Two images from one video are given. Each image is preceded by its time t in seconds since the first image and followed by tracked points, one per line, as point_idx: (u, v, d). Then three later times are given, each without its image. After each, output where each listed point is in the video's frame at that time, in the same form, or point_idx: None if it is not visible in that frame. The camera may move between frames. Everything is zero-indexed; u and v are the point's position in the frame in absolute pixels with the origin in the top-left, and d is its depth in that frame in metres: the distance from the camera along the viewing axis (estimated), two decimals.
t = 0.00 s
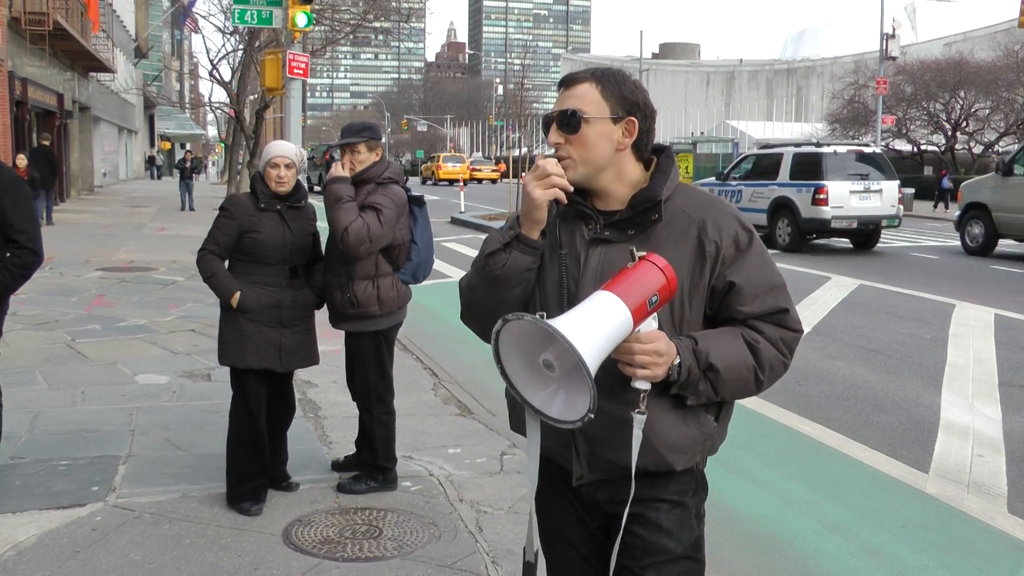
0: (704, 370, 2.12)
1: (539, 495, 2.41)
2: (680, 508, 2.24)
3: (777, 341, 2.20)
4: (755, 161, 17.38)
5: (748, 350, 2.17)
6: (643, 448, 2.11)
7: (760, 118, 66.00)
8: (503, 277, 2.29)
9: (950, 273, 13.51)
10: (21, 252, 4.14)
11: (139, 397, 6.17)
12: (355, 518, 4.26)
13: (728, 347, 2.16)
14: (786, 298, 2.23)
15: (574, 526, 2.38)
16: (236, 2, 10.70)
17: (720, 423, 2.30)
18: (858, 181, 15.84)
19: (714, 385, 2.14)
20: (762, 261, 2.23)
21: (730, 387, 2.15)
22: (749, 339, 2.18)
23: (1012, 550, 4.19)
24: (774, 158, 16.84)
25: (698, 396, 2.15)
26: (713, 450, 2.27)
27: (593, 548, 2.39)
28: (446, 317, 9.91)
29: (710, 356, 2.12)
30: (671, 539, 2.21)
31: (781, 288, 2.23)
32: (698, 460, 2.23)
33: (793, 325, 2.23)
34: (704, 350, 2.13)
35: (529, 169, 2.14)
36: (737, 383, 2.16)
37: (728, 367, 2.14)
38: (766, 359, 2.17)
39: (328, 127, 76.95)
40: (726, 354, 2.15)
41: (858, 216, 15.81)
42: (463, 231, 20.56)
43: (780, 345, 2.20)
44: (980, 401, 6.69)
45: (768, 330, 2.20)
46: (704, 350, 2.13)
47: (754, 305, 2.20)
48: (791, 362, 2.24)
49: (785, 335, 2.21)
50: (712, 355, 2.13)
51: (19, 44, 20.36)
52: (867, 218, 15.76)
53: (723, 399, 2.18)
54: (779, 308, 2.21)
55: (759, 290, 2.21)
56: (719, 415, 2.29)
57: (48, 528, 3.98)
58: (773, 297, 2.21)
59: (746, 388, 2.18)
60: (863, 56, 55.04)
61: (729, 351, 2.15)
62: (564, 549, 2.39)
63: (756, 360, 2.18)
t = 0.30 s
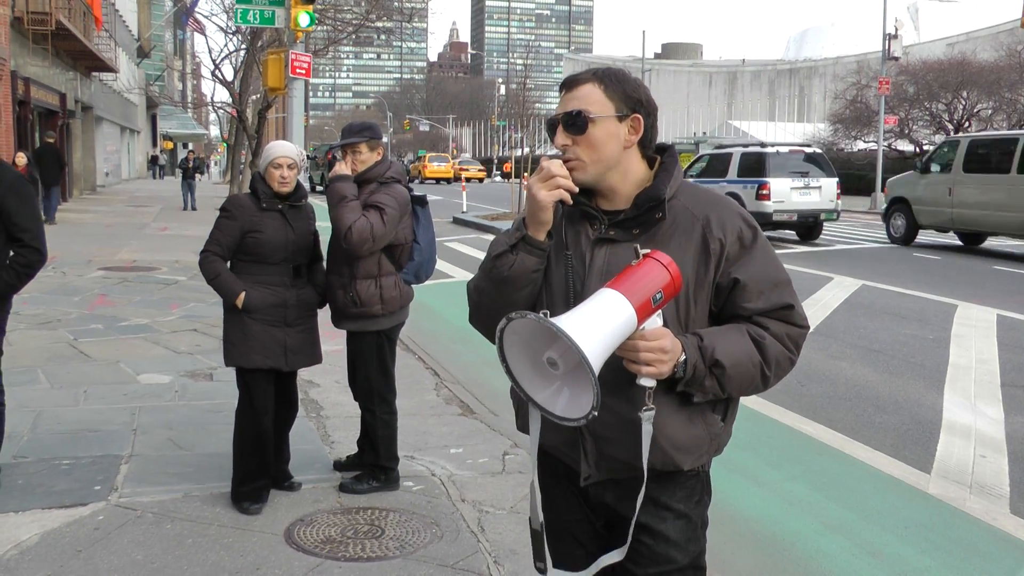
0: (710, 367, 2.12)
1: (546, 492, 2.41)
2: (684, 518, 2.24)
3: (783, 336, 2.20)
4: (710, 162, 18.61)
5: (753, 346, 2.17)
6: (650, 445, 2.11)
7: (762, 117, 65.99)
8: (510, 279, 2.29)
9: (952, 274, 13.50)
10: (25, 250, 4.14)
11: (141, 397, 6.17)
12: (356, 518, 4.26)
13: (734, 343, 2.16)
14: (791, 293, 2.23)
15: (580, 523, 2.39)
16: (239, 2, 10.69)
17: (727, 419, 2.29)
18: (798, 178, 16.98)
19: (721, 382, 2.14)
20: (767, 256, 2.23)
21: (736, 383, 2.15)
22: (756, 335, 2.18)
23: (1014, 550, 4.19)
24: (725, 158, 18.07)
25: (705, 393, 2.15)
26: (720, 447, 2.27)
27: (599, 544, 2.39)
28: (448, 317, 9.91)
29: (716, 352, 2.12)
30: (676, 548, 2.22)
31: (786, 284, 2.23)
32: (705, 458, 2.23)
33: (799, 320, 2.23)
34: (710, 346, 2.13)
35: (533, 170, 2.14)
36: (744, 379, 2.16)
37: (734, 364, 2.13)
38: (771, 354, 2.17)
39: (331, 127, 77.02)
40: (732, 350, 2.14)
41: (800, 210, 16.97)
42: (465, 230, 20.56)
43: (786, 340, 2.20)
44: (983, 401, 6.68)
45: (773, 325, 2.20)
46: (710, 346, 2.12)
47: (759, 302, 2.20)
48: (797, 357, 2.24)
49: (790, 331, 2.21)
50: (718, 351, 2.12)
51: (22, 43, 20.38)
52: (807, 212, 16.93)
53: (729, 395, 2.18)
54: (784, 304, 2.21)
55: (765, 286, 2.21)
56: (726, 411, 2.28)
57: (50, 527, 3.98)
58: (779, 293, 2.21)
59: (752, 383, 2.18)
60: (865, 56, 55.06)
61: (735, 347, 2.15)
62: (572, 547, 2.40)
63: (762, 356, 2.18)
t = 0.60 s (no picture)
0: (708, 369, 2.12)
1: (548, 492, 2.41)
2: (681, 520, 2.25)
3: (784, 341, 2.19)
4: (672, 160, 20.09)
5: (753, 348, 2.17)
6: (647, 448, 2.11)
7: (764, 117, 65.93)
8: (516, 279, 2.29)
9: (955, 273, 13.48)
10: (31, 248, 4.16)
11: (142, 396, 6.17)
12: (358, 517, 4.26)
13: (734, 345, 2.15)
14: (794, 297, 2.22)
15: (578, 524, 2.39)
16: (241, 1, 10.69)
17: (727, 424, 2.29)
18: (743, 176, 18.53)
19: (719, 385, 2.13)
20: (770, 259, 2.22)
21: (735, 385, 2.14)
22: (756, 338, 2.18)
23: (1016, 550, 4.19)
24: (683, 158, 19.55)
25: (703, 396, 2.14)
26: (720, 451, 2.26)
27: (601, 544, 2.39)
28: (450, 316, 9.91)
29: (714, 354, 2.12)
30: (674, 553, 2.23)
31: (788, 287, 2.22)
32: (703, 460, 2.22)
33: (801, 325, 2.22)
34: (708, 348, 2.12)
35: (541, 172, 2.13)
36: (742, 382, 2.16)
37: (733, 366, 2.13)
38: (771, 357, 2.17)
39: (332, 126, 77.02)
40: (732, 352, 2.14)
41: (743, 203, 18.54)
42: (467, 230, 20.55)
43: (787, 343, 2.20)
44: (984, 401, 6.68)
45: (775, 328, 2.20)
46: (708, 348, 2.12)
47: (760, 305, 2.20)
48: (800, 362, 2.23)
49: (792, 334, 2.21)
50: (716, 353, 2.12)
51: (24, 42, 20.37)
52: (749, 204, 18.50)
53: (728, 397, 2.18)
54: (786, 307, 2.20)
55: (767, 288, 2.20)
56: (726, 415, 2.28)
57: (53, 526, 3.99)
58: (781, 297, 2.20)
59: (751, 386, 2.17)
60: (867, 56, 55.05)
61: (734, 349, 2.15)
62: (572, 546, 2.39)
63: (762, 359, 2.17)
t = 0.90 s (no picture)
0: (705, 372, 2.12)
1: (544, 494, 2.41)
2: (676, 522, 2.25)
3: (781, 345, 2.20)
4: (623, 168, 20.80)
5: (750, 351, 2.17)
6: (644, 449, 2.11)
7: (762, 118, 66.00)
8: (513, 277, 2.29)
9: (953, 274, 13.49)
10: (27, 249, 4.15)
11: (140, 397, 6.17)
12: (356, 518, 4.26)
13: (731, 348, 2.16)
14: (791, 301, 2.23)
15: (573, 526, 2.39)
16: (238, 3, 10.70)
17: (723, 427, 2.29)
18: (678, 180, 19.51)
19: (716, 387, 2.14)
20: (767, 262, 2.23)
21: (732, 387, 2.15)
22: (753, 341, 2.18)
23: (1012, 549, 4.19)
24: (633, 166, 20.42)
25: (700, 398, 2.15)
26: (715, 453, 2.27)
27: (595, 548, 2.39)
28: (447, 317, 9.91)
29: (712, 357, 2.12)
30: (670, 555, 2.23)
31: (786, 292, 2.23)
32: (699, 462, 2.23)
33: (798, 328, 2.23)
34: (706, 351, 2.13)
35: (541, 173, 2.14)
36: (739, 384, 2.16)
37: (730, 369, 2.14)
38: (769, 361, 2.17)
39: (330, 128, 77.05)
40: (729, 355, 2.14)
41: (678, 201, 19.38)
42: (465, 231, 20.57)
43: (784, 347, 2.20)
44: (982, 401, 6.69)
45: (772, 332, 2.20)
46: (706, 351, 2.12)
47: (758, 308, 2.20)
48: (796, 366, 2.24)
49: (789, 338, 2.21)
50: (713, 356, 2.13)
51: (21, 44, 20.36)
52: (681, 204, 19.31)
53: (725, 400, 2.18)
54: (783, 311, 2.21)
55: (764, 292, 2.21)
56: (722, 417, 2.28)
57: (50, 528, 3.98)
58: (778, 301, 2.21)
59: (748, 389, 2.18)
60: (865, 56, 55.09)
61: (732, 352, 2.15)
62: (567, 549, 2.40)
63: (760, 362, 2.18)
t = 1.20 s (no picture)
0: (716, 369, 2.12)
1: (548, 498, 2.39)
2: (683, 522, 2.25)
3: (785, 343, 2.20)
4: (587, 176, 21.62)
5: (757, 350, 2.17)
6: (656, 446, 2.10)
7: (765, 118, 65.91)
8: (516, 277, 2.28)
9: (957, 275, 13.45)
10: (29, 250, 4.16)
11: (144, 398, 6.18)
12: (360, 518, 4.26)
13: (739, 346, 2.16)
14: (794, 300, 2.24)
15: (576, 528, 2.38)
16: (242, 3, 10.71)
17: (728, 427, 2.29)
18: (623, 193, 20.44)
19: (726, 385, 2.14)
20: (771, 263, 2.24)
21: (741, 386, 2.15)
22: (759, 340, 2.18)
23: (1016, 551, 4.18)
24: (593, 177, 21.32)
25: (710, 396, 2.14)
26: (720, 453, 2.27)
27: (598, 551, 2.39)
28: (450, 318, 9.90)
29: (722, 355, 2.12)
30: (676, 554, 2.23)
31: (789, 292, 2.24)
32: (705, 462, 2.23)
33: (800, 328, 2.24)
34: (716, 349, 2.12)
35: (549, 171, 2.14)
36: (747, 383, 2.16)
37: (740, 368, 2.14)
38: (775, 360, 2.18)
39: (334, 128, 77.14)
40: (738, 353, 2.14)
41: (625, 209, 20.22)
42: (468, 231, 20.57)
43: (789, 347, 2.21)
44: (985, 402, 6.67)
45: (776, 331, 2.20)
46: (716, 349, 2.12)
47: (763, 307, 2.21)
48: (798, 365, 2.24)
49: (793, 337, 2.22)
50: (724, 353, 2.12)
51: (25, 44, 20.38)
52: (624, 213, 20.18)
53: (734, 399, 2.18)
54: (787, 311, 2.22)
55: (769, 292, 2.21)
56: (727, 417, 2.28)
57: (53, 528, 3.99)
58: (782, 301, 2.22)
59: (755, 388, 2.18)
60: (869, 57, 55.00)
61: (740, 350, 2.15)
62: (569, 553, 2.39)
63: (766, 361, 2.18)
